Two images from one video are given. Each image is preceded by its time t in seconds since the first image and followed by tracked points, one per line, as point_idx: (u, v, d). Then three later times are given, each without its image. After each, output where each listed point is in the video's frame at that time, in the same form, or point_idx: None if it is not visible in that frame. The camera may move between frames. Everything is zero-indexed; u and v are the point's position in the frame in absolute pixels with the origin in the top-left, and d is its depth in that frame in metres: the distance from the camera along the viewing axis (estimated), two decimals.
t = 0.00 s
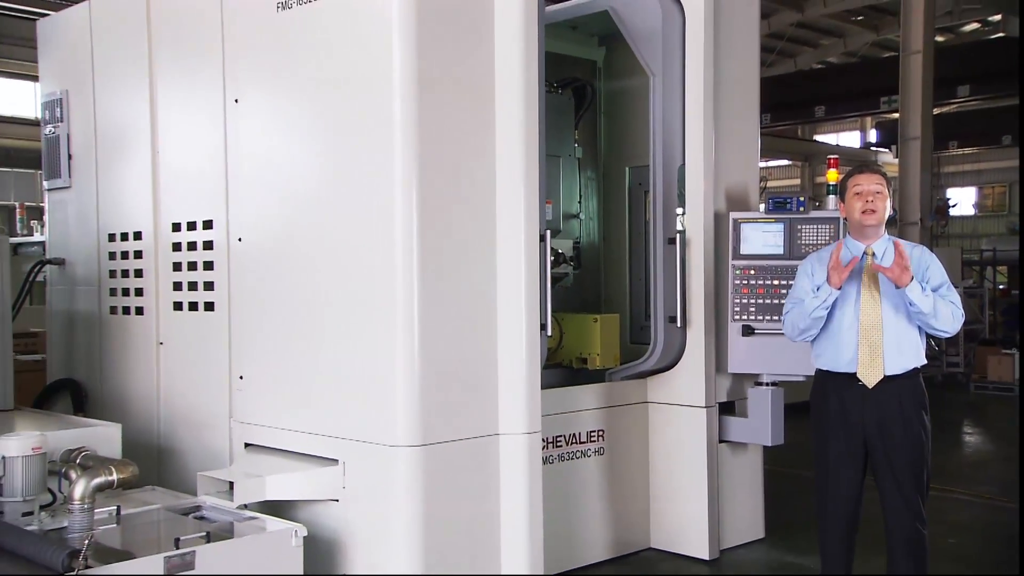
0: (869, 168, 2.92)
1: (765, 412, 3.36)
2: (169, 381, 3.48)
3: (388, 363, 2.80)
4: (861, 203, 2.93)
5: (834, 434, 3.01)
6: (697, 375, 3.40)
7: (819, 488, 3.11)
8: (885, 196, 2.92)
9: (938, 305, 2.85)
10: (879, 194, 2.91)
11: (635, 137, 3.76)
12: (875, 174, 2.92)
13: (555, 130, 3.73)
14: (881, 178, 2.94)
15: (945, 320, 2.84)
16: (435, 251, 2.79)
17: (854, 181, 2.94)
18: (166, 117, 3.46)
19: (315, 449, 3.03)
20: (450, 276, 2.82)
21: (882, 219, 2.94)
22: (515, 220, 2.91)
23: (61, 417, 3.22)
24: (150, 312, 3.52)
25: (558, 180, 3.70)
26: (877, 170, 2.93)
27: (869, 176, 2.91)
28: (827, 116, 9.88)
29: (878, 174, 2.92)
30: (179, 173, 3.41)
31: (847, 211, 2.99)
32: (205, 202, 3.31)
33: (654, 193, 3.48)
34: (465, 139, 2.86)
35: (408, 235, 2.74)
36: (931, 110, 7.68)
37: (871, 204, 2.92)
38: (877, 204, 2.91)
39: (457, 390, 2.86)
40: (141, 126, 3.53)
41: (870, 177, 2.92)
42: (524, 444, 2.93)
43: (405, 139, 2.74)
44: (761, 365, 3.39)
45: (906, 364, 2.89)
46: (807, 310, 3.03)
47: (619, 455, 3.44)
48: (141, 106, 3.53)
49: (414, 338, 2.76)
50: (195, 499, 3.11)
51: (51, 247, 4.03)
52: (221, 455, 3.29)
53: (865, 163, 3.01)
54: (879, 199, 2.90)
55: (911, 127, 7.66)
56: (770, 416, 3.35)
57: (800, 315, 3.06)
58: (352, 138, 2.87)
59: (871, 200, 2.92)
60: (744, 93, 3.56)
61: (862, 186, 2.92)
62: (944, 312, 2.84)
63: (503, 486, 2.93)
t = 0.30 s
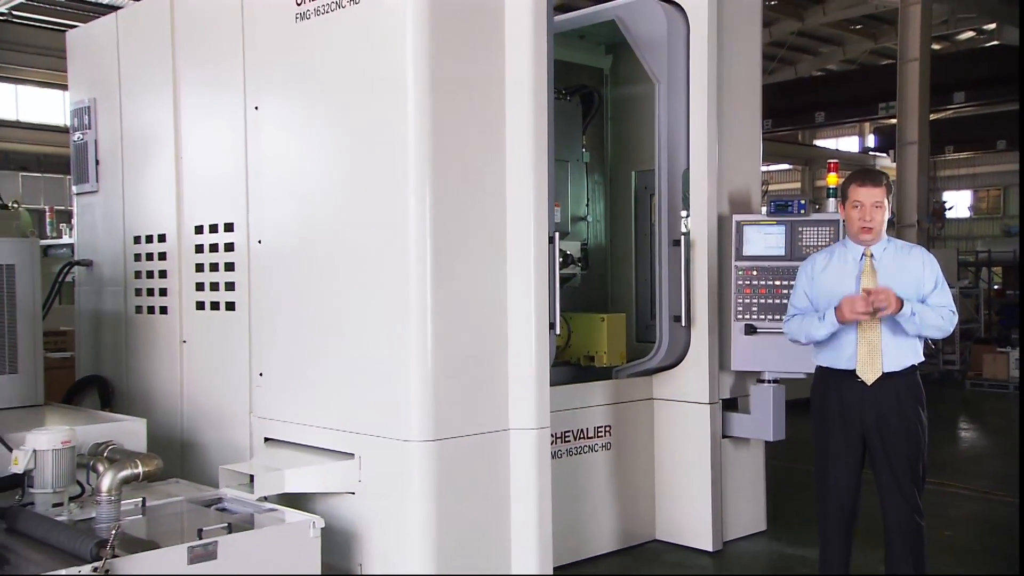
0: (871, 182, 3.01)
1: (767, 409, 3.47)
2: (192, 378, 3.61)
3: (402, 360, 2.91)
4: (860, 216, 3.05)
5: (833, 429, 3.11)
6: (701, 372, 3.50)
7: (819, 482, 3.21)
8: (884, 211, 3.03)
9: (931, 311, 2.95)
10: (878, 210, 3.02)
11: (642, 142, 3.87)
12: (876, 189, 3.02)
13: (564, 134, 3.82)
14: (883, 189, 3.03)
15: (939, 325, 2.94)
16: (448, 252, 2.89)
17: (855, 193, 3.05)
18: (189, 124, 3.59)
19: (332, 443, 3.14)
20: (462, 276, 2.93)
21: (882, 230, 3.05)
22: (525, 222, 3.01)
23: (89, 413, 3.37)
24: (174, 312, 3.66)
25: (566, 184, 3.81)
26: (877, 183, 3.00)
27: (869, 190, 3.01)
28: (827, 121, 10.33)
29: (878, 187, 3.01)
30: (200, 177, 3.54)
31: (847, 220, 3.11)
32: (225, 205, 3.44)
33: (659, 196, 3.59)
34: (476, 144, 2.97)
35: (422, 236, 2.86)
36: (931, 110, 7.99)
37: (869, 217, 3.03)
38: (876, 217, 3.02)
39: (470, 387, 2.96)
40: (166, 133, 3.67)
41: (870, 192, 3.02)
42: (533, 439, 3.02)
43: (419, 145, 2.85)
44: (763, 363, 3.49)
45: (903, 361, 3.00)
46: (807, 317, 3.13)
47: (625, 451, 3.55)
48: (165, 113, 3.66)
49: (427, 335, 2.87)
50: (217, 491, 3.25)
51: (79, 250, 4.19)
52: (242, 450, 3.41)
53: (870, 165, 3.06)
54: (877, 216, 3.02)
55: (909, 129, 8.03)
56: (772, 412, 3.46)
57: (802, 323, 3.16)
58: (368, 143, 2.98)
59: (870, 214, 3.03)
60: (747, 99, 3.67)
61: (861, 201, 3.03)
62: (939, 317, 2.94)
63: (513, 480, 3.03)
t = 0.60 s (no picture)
0: (868, 197, 3.10)
1: (768, 408, 3.58)
2: (210, 377, 3.73)
3: (412, 359, 2.98)
4: (858, 227, 3.16)
5: (831, 428, 3.21)
6: (703, 372, 3.61)
7: (818, 479, 3.30)
8: (881, 223, 3.12)
9: (925, 328, 3.06)
10: (876, 223, 3.12)
11: (645, 149, 3.98)
12: (875, 203, 3.11)
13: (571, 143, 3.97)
14: (882, 201, 3.10)
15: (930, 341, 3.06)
16: (457, 254, 2.98)
17: (854, 205, 3.15)
18: (208, 131, 3.71)
19: (345, 440, 3.24)
20: (470, 278, 3.02)
21: (881, 239, 3.15)
22: (531, 227, 3.12)
23: (113, 411, 3.50)
24: (194, 312, 3.79)
25: (573, 189, 3.94)
26: (874, 199, 3.08)
27: (865, 206, 3.10)
28: (826, 127, 11.61)
29: (875, 202, 3.09)
30: (219, 184, 3.66)
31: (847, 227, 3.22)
32: (243, 210, 3.56)
33: (663, 201, 3.69)
34: (484, 150, 3.05)
35: (433, 241, 2.92)
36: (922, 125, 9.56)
37: (867, 229, 3.13)
38: (873, 230, 3.12)
39: (479, 385, 3.05)
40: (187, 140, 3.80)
41: (869, 206, 3.11)
42: (539, 435, 3.13)
43: (429, 149, 2.92)
44: (763, 362, 3.60)
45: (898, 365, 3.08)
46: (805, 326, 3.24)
47: (629, 448, 3.65)
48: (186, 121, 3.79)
49: (436, 334, 2.94)
50: (234, 486, 3.38)
51: (103, 253, 4.34)
52: (259, 447, 3.53)
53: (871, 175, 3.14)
54: (874, 228, 3.12)
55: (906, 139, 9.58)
56: (771, 411, 3.57)
57: (798, 329, 3.27)
58: (379, 149, 3.06)
59: (867, 225, 3.13)
60: (748, 106, 3.79)
61: (859, 213, 3.13)
62: (932, 334, 3.06)
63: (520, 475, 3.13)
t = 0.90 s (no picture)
0: (861, 203, 3.19)
1: (767, 406, 3.70)
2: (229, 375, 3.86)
3: (423, 359, 3.09)
4: (854, 231, 3.26)
5: (828, 426, 3.32)
6: (704, 371, 3.72)
7: (816, 476, 3.41)
8: (875, 228, 3.21)
9: (920, 330, 3.15)
10: (869, 228, 3.22)
11: (649, 155, 4.09)
12: (869, 209, 3.20)
13: (575, 148, 4.03)
14: (876, 208, 3.19)
15: (925, 343, 3.15)
16: (467, 257, 3.08)
17: (850, 209, 3.25)
18: (227, 138, 3.84)
19: (358, 436, 3.36)
20: (481, 281, 3.13)
21: (875, 244, 3.24)
22: (538, 231, 3.24)
23: (135, 407, 3.63)
24: (212, 313, 3.92)
25: (578, 194, 4.02)
26: (866, 205, 3.17)
27: (858, 210, 3.21)
28: (822, 134, 12.11)
29: (868, 208, 3.18)
30: (237, 189, 3.79)
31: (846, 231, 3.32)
32: (260, 214, 3.69)
33: (667, 205, 3.81)
34: (492, 157, 3.16)
35: (442, 244, 3.03)
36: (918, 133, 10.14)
37: (860, 233, 3.24)
38: (866, 235, 3.22)
39: (488, 384, 3.16)
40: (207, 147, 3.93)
41: (863, 211, 3.21)
42: (546, 432, 3.24)
43: (440, 157, 3.03)
44: (762, 362, 3.71)
45: (892, 366, 3.17)
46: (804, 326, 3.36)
47: (633, 445, 3.77)
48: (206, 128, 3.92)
49: (446, 336, 3.04)
50: (252, 480, 3.51)
51: (126, 256, 4.47)
52: (275, 443, 3.65)
53: (868, 180, 3.21)
54: (867, 233, 3.22)
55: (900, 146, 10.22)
56: (770, 410, 3.69)
57: (798, 329, 3.39)
58: (391, 157, 3.18)
59: (862, 230, 3.23)
60: (748, 114, 3.90)
61: (854, 219, 3.24)
62: (927, 337, 3.14)
63: (527, 471, 3.25)
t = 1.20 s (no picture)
0: (857, 207, 3.29)
1: (765, 404, 3.80)
2: (245, 373, 3.99)
3: (433, 357, 3.21)
4: (850, 235, 3.36)
5: (826, 424, 3.40)
6: (705, 369, 3.84)
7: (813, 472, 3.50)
8: (871, 232, 3.31)
9: (914, 329, 3.25)
10: (865, 232, 3.32)
11: (651, 160, 4.21)
12: (864, 213, 3.30)
13: (581, 155, 4.17)
14: (871, 211, 3.30)
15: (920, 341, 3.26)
16: (476, 259, 3.20)
17: (846, 213, 3.35)
18: (244, 145, 3.97)
19: (370, 432, 3.47)
20: (489, 282, 3.25)
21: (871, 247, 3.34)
22: (544, 234, 3.35)
23: (155, 404, 3.75)
24: (229, 314, 4.05)
25: (584, 198, 4.15)
26: (862, 209, 3.27)
27: (854, 215, 3.30)
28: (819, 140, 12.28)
29: (864, 212, 3.29)
30: (254, 193, 3.92)
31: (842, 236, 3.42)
32: (276, 218, 3.81)
33: (669, 208, 3.93)
34: (500, 163, 3.28)
35: (451, 246, 3.15)
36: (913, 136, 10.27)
37: (856, 237, 3.33)
38: (863, 238, 3.32)
39: (496, 382, 3.28)
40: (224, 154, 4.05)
41: (859, 215, 3.31)
42: (552, 428, 3.36)
43: (450, 163, 3.14)
44: (761, 360, 3.83)
45: (887, 365, 3.27)
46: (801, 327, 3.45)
47: (637, 441, 3.89)
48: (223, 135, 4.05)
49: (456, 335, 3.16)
50: (268, 475, 3.63)
51: (146, 258, 4.61)
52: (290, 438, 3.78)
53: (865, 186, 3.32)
54: (863, 236, 3.31)
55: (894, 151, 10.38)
56: (769, 407, 3.79)
57: (795, 330, 3.47)
58: (402, 163, 3.29)
59: (858, 234, 3.33)
60: (747, 121, 4.02)
61: (850, 222, 3.34)
62: (922, 337, 3.25)
63: (534, 465, 3.36)
